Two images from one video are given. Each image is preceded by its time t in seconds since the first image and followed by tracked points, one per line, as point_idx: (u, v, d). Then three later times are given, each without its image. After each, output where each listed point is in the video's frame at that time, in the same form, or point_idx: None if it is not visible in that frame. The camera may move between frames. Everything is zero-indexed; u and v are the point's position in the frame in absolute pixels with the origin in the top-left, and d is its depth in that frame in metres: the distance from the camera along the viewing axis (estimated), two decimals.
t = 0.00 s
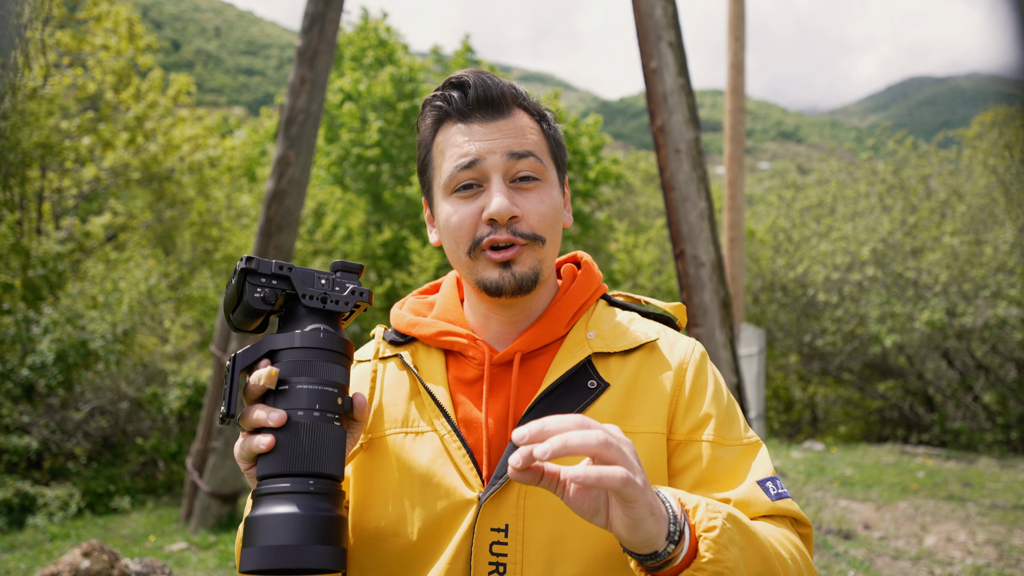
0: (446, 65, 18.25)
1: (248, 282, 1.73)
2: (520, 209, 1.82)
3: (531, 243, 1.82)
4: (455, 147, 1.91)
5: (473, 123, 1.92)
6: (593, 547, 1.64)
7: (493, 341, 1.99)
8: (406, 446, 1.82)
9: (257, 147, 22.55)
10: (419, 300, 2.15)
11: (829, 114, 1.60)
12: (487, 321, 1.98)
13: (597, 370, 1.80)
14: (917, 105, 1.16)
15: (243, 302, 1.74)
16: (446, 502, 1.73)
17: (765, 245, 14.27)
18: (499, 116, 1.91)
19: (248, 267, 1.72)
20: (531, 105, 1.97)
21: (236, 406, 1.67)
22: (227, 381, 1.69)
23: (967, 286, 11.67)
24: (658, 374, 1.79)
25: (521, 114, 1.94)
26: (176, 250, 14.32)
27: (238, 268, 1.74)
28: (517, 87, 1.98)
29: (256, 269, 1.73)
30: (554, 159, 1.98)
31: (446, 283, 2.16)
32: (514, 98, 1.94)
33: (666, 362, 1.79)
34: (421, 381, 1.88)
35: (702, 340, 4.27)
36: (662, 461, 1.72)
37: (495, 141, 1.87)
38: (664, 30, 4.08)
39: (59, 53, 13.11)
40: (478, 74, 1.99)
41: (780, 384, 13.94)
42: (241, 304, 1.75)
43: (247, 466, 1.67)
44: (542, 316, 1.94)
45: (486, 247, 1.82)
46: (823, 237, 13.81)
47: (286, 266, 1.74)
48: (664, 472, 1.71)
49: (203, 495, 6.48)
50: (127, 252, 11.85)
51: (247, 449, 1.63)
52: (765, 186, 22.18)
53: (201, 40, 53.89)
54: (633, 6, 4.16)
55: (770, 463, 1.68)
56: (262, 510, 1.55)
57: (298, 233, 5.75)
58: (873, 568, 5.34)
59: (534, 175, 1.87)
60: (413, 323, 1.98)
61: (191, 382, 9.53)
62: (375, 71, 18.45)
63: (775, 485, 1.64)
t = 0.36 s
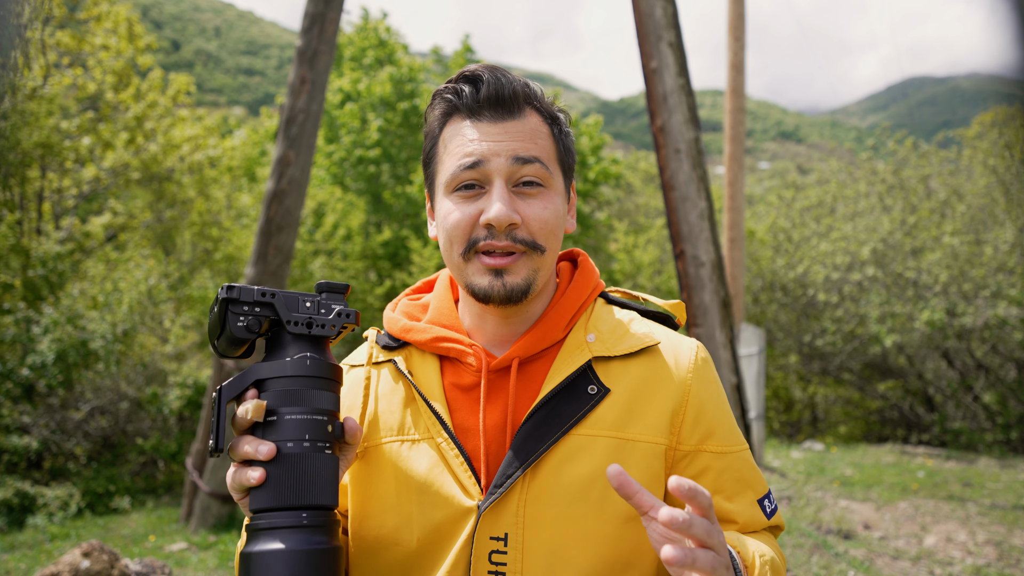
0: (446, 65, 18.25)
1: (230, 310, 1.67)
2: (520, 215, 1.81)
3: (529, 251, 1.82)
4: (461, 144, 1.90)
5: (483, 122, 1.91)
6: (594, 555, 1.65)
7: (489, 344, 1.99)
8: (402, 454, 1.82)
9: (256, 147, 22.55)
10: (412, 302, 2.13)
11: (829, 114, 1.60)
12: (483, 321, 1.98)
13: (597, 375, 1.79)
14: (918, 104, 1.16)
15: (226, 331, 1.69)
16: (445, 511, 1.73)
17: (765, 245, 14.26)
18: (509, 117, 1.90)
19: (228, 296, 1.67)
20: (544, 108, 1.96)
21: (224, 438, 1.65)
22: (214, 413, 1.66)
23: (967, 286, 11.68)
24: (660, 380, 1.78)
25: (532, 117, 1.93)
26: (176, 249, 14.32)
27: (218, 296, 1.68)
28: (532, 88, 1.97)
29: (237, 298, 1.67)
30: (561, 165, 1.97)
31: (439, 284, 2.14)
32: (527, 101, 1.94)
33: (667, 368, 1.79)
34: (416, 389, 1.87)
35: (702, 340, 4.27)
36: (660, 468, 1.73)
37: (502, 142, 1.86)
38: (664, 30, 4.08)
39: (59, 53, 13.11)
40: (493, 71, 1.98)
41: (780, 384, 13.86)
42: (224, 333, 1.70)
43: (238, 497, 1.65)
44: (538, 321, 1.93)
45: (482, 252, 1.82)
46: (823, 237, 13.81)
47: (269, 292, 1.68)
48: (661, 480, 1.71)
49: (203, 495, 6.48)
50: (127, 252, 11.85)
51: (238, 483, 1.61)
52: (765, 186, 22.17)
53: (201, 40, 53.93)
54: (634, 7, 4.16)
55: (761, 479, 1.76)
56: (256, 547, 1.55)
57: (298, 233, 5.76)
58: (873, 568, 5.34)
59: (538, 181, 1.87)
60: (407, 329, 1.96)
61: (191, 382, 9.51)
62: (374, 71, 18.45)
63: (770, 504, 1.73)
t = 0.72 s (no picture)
0: (446, 65, 18.24)
1: (231, 327, 1.66)
2: (526, 217, 1.81)
3: (536, 252, 1.82)
4: (458, 149, 1.88)
5: (477, 126, 1.89)
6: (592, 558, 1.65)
7: (484, 347, 1.98)
8: (398, 458, 1.82)
9: (256, 147, 22.55)
10: (405, 304, 2.13)
11: (829, 115, 1.60)
12: (480, 326, 1.97)
13: (593, 377, 1.79)
14: (918, 105, 1.16)
15: (227, 347, 1.68)
16: (442, 514, 1.73)
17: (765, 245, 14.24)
18: (504, 119, 1.89)
19: (229, 313, 1.66)
20: (533, 109, 1.96)
21: (226, 458, 1.64)
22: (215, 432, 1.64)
23: (967, 286, 11.68)
24: (655, 381, 1.78)
25: (524, 118, 1.92)
26: (175, 249, 14.33)
27: (218, 312, 1.67)
28: (519, 90, 1.97)
29: (238, 314, 1.66)
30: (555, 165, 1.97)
31: (431, 286, 2.14)
32: (518, 103, 1.93)
33: (662, 370, 1.79)
34: (411, 391, 1.87)
35: (702, 340, 4.27)
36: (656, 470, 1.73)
37: (501, 146, 1.85)
38: (664, 30, 4.07)
39: (59, 53, 13.10)
40: (481, 74, 1.97)
41: (780, 384, 13.83)
42: (225, 348, 1.69)
43: (238, 517, 1.65)
44: (535, 323, 1.93)
45: (489, 254, 1.81)
46: (823, 237, 13.80)
47: (271, 308, 1.66)
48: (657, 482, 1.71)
49: (203, 494, 6.49)
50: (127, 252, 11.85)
51: (241, 503, 1.60)
52: (765, 186, 22.18)
53: (201, 40, 53.95)
54: (634, 7, 4.16)
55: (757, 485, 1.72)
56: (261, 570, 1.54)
57: (298, 233, 5.77)
58: (873, 568, 5.34)
59: (538, 182, 1.87)
60: (401, 330, 1.96)
61: (191, 382, 9.49)
62: (374, 71, 18.45)
63: (763, 510, 1.70)
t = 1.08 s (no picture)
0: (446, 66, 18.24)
1: (213, 368, 1.65)
2: (501, 241, 1.80)
3: (513, 275, 1.82)
4: (434, 169, 1.87)
5: (456, 141, 1.86)
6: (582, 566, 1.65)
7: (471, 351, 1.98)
8: (384, 466, 1.83)
9: (257, 147, 22.56)
10: (389, 304, 2.14)
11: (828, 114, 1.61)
12: (462, 331, 1.97)
13: (581, 382, 1.78)
14: (918, 105, 1.16)
15: (210, 386, 1.66)
16: (429, 522, 1.74)
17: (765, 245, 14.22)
18: (485, 135, 1.85)
19: (210, 354, 1.64)
20: (520, 117, 1.91)
21: (213, 499, 1.63)
22: (201, 473, 1.63)
23: (967, 286, 11.68)
24: (643, 385, 1.77)
25: (508, 130, 1.88)
26: (175, 249, 14.32)
27: (200, 353, 1.65)
28: (504, 98, 1.92)
29: (221, 353, 1.64)
30: (542, 175, 1.93)
31: (416, 286, 2.14)
32: (501, 113, 1.89)
33: (651, 373, 1.78)
34: (395, 397, 1.87)
35: (702, 340, 4.27)
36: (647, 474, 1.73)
37: (479, 167, 1.83)
38: (664, 30, 4.07)
39: (59, 53, 13.10)
40: (463, 83, 1.93)
41: (780, 384, 13.82)
42: (207, 387, 1.67)
43: (228, 553, 1.66)
44: (521, 328, 1.91)
45: (463, 278, 1.82)
46: (823, 237, 13.80)
47: (255, 346, 1.65)
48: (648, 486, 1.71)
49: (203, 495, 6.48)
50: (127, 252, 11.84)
51: (230, 545, 1.61)
52: (765, 186, 22.17)
53: (201, 40, 53.95)
54: (633, 7, 4.16)
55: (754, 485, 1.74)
56: None
57: (298, 233, 5.77)
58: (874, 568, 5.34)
59: (518, 202, 1.85)
60: (385, 333, 1.95)
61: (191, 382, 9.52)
62: (375, 71, 18.45)
63: (760, 508, 1.71)
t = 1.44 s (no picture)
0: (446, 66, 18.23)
1: (226, 409, 1.56)
2: (496, 236, 1.80)
3: (512, 268, 1.82)
4: (428, 165, 1.86)
5: (449, 138, 1.85)
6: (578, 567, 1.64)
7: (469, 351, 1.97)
8: (379, 464, 1.83)
9: (257, 147, 22.56)
10: (388, 300, 2.14)
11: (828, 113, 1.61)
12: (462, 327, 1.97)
13: (579, 381, 1.77)
14: (918, 105, 1.17)
15: (221, 428, 1.57)
16: (424, 522, 1.74)
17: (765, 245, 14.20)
18: (478, 131, 1.85)
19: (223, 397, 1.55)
20: (513, 113, 1.90)
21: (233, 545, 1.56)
22: (218, 520, 1.55)
23: (967, 286, 11.68)
24: (643, 384, 1.76)
25: (502, 126, 1.87)
26: (175, 249, 14.33)
27: (210, 395, 1.56)
28: (495, 94, 1.90)
29: (234, 395, 1.57)
30: (536, 172, 1.92)
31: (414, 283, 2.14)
32: (494, 110, 1.88)
33: (651, 372, 1.77)
34: (392, 395, 1.87)
35: (702, 340, 4.27)
36: (645, 474, 1.72)
37: (473, 162, 1.82)
38: (664, 30, 4.07)
39: (59, 53, 13.09)
40: (456, 80, 1.92)
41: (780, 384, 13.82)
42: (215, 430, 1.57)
43: None
44: (519, 325, 1.90)
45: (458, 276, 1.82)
46: (823, 237, 13.80)
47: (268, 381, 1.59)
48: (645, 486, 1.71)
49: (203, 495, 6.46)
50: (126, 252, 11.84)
51: None
52: (765, 186, 22.17)
53: (201, 40, 54.00)
54: (634, 6, 4.15)
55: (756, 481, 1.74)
56: None
57: (298, 233, 5.77)
58: (873, 568, 5.34)
59: (513, 198, 1.83)
60: (383, 330, 1.95)
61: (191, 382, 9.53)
62: (375, 71, 18.44)
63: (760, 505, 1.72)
